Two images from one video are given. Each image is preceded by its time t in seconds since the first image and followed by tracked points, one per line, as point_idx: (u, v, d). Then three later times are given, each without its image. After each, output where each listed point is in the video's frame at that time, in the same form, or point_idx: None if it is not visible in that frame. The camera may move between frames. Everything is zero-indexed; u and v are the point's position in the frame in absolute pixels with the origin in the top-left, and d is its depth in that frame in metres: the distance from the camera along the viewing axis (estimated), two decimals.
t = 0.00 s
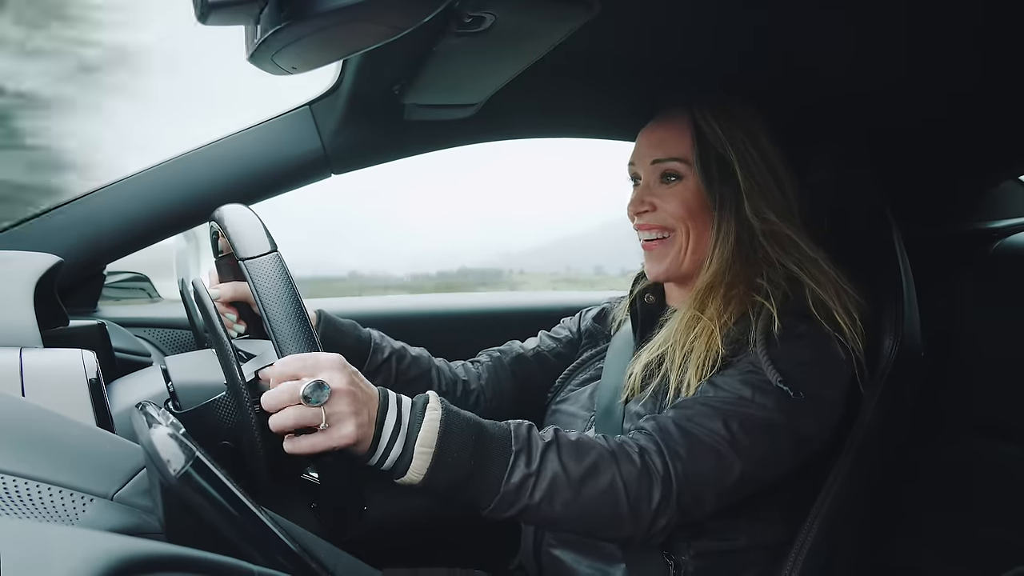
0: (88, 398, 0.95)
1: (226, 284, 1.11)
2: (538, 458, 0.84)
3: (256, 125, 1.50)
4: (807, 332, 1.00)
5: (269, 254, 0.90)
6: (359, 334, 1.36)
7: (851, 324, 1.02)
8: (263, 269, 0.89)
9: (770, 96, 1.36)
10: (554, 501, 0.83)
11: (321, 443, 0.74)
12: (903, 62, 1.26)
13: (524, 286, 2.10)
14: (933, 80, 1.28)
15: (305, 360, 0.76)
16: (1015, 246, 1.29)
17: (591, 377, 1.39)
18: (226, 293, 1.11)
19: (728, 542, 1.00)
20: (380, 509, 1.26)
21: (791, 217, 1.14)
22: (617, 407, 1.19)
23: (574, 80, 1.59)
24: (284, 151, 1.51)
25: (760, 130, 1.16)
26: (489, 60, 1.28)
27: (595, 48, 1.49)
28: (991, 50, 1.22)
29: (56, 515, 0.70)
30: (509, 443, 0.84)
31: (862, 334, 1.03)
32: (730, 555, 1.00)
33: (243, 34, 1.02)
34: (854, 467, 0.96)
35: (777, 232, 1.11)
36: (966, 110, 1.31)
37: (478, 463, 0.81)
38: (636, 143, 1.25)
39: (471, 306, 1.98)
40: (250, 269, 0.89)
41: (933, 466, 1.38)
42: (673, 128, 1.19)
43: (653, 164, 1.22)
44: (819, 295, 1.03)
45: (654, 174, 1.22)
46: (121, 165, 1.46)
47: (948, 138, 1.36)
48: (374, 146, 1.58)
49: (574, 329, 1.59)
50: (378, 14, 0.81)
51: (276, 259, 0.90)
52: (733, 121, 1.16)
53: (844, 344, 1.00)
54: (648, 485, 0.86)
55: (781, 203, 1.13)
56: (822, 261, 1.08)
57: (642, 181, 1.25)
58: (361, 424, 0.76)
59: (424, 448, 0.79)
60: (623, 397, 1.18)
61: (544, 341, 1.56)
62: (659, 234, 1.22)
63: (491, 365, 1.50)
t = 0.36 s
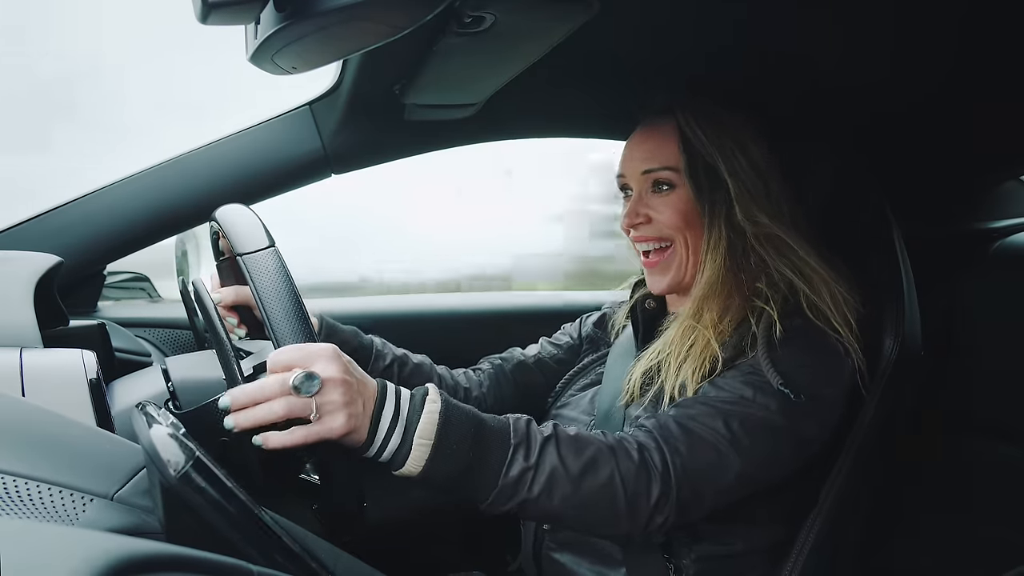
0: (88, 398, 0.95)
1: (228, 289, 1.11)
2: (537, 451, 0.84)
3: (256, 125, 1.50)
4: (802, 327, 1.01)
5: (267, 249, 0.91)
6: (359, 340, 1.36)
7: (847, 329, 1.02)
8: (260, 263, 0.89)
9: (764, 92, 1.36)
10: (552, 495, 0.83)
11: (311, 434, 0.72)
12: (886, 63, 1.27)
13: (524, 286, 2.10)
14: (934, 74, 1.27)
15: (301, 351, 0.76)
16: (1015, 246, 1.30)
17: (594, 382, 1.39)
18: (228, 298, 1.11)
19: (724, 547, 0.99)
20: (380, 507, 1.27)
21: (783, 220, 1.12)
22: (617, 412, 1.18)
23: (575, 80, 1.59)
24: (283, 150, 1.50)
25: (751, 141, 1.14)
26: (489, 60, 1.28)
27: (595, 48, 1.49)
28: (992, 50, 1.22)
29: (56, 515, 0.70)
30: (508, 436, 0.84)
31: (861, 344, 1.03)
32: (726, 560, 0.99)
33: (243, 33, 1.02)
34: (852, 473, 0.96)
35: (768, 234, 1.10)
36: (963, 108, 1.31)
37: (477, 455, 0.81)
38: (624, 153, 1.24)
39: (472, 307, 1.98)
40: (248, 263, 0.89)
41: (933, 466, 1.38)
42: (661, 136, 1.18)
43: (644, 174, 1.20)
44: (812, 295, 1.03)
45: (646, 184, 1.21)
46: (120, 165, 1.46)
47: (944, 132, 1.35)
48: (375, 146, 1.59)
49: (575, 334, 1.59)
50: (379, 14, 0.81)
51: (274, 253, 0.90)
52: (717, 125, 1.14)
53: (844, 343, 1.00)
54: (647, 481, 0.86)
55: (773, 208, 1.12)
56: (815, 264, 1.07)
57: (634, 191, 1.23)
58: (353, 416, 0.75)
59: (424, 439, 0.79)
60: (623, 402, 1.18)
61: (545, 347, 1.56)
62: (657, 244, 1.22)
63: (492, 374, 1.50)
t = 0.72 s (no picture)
0: (88, 398, 0.95)
1: (226, 286, 1.11)
2: (537, 455, 0.84)
3: (255, 125, 1.50)
4: (810, 331, 0.99)
5: (269, 252, 0.90)
6: (357, 336, 1.36)
7: (841, 324, 1.02)
8: (262, 267, 0.89)
9: (757, 98, 1.37)
10: (554, 499, 0.83)
11: (313, 438, 0.73)
12: (886, 63, 1.27)
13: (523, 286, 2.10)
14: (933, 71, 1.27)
15: (303, 356, 0.76)
16: (1016, 246, 1.31)
17: (592, 381, 1.40)
18: (227, 295, 1.11)
19: (725, 545, 1.00)
20: (379, 509, 1.27)
21: (774, 220, 1.13)
22: (616, 410, 1.18)
23: (575, 80, 1.59)
24: (283, 151, 1.51)
25: (739, 132, 1.15)
26: (489, 60, 1.28)
27: (595, 48, 1.49)
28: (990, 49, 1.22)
29: (56, 515, 0.70)
30: (509, 440, 0.84)
31: (857, 340, 1.03)
32: (723, 560, 1.00)
33: (243, 33, 1.02)
34: (852, 471, 0.96)
35: (759, 235, 1.11)
36: (958, 105, 1.31)
37: (478, 459, 0.81)
38: (619, 149, 1.25)
39: (471, 306, 1.98)
40: (250, 267, 0.89)
41: (932, 466, 1.38)
42: (657, 133, 1.19)
43: (639, 170, 1.21)
44: (807, 296, 1.04)
45: (642, 180, 1.22)
46: (121, 166, 1.46)
47: (940, 132, 1.35)
48: (375, 146, 1.59)
49: (574, 332, 1.59)
50: (379, 13, 0.81)
51: (276, 257, 0.90)
52: (711, 122, 1.15)
53: (841, 342, 1.00)
54: (648, 482, 0.86)
55: (762, 204, 1.13)
56: (807, 263, 1.08)
57: (630, 186, 1.24)
58: (356, 421, 0.75)
59: (424, 444, 0.79)
60: (621, 401, 1.18)
61: (544, 345, 1.56)
62: (650, 240, 1.22)
63: (491, 371, 1.50)
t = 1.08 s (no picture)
0: (88, 398, 0.95)
1: (226, 286, 1.11)
2: (540, 451, 0.84)
3: (256, 125, 1.50)
4: (812, 327, 0.99)
5: (269, 252, 0.91)
6: (358, 336, 1.36)
7: (845, 325, 1.01)
8: (261, 266, 0.89)
9: (772, 99, 1.38)
10: (557, 494, 0.83)
11: (306, 442, 0.73)
12: (907, 59, 1.26)
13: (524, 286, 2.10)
14: (931, 71, 1.28)
15: (301, 356, 0.76)
16: (1015, 246, 1.30)
17: (592, 374, 1.40)
18: (227, 296, 1.11)
19: (726, 542, 0.99)
20: (380, 509, 1.29)
21: (784, 220, 1.13)
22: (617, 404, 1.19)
23: (574, 80, 1.59)
24: (283, 150, 1.50)
25: (754, 130, 1.16)
26: (489, 60, 1.28)
27: (596, 48, 1.49)
28: (990, 48, 1.22)
29: (56, 515, 0.70)
30: (510, 437, 0.84)
31: (858, 336, 1.03)
32: (722, 557, 0.99)
33: (243, 33, 1.02)
34: (854, 467, 0.96)
35: (770, 234, 1.11)
36: (965, 104, 1.31)
37: (479, 456, 0.81)
38: (636, 142, 1.26)
39: (472, 306, 1.98)
40: (250, 267, 0.89)
41: (932, 466, 1.38)
42: (677, 129, 1.20)
43: (657, 164, 1.22)
44: (814, 295, 1.03)
45: (658, 173, 1.23)
46: (120, 165, 1.46)
47: (944, 133, 1.35)
48: (375, 146, 1.59)
49: (572, 329, 1.60)
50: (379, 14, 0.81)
51: (275, 256, 0.90)
52: (731, 122, 1.17)
53: (845, 338, 0.99)
54: (652, 477, 0.86)
55: (774, 203, 1.13)
56: (813, 260, 1.07)
57: (646, 179, 1.25)
58: (350, 421, 0.75)
59: (425, 443, 0.78)
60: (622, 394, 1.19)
61: (542, 342, 1.56)
62: (663, 234, 1.23)
63: (489, 369, 1.51)
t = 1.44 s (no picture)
0: (88, 399, 0.95)
1: (228, 289, 1.11)
2: (539, 449, 0.84)
3: (256, 125, 1.50)
4: (811, 333, 1.00)
5: (267, 251, 0.91)
6: (358, 340, 1.36)
7: (849, 339, 1.01)
8: (260, 264, 0.89)
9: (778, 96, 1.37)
10: (556, 492, 0.83)
11: (304, 438, 0.74)
12: (909, 63, 1.27)
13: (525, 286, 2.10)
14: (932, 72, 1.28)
15: (298, 353, 0.76)
16: (1015, 246, 1.29)
17: (590, 378, 1.40)
18: (229, 297, 1.11)
19: (724, 544, 1.00)
20: (379, 509, 1.26)
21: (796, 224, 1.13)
22: (613, 408, 1.19)
23: (574, 80, 1.59)
24: (283, 151, 1.50)
25: (777, 148, 1.16)
26: (489, 60, 1.28)
27: (596, 48, 1.49)
28: (989, 49, 1.22)
29: (56, 515, 0.70)
30: (510, 434, 0.84)
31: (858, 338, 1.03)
32: (719, 559, 1.00)
33: (243, 33, 1.02)
34: (854, 468, 0.96)
35: (783, 245, 1.11)
36: (965, 104, 1.31)
37: (479, 454, 0.81)
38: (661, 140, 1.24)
39: (472, 306, 1.98)
40: (248, 265, 0.89)
41: (932, 467, 1.38)
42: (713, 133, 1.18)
43: (688, 164, 1.19)
44: (815, 302, 1.03)
45: (686, 173, 1.20)
46: (121, 165, 1.46)
47: (946, 132, 1.35)
48: (375, 146, 1.59)
49: (572, 333, 1.59)
50: (379, 14, 0.81)
51: (274, 255, 0.90)
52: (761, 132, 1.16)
53: (841, 340, 1.00)
54: (649, 475, 0.86)
55: (791, 212, 1.13)
56: (815, 263, 1.08)
57: (672, 178, 1.22)
58: (347, 416, 0.75)
59: (425, 440, 0.78)
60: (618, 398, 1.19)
61: (541, 346, 1.56)
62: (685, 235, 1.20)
63: (489, 373, 1.50)
